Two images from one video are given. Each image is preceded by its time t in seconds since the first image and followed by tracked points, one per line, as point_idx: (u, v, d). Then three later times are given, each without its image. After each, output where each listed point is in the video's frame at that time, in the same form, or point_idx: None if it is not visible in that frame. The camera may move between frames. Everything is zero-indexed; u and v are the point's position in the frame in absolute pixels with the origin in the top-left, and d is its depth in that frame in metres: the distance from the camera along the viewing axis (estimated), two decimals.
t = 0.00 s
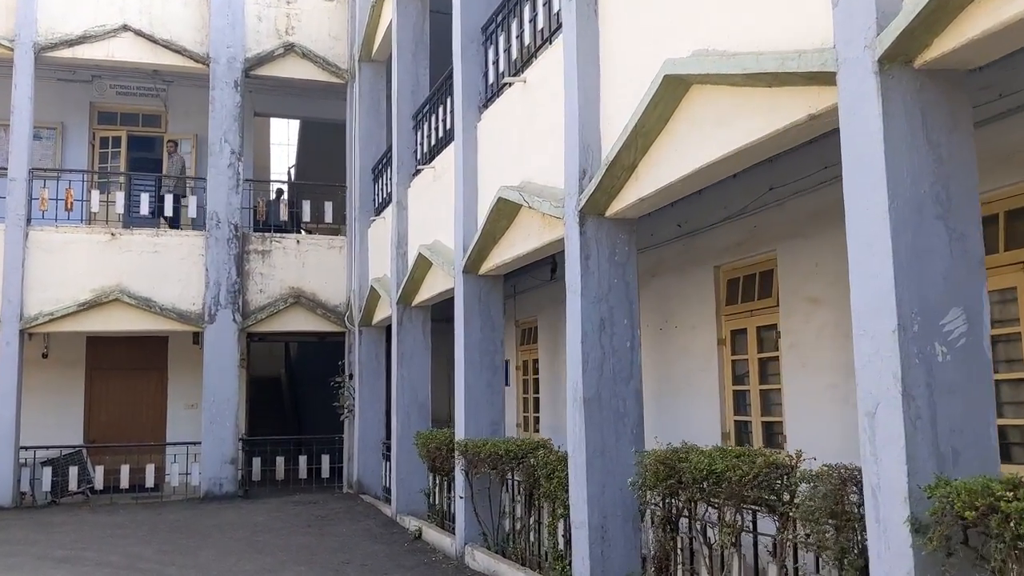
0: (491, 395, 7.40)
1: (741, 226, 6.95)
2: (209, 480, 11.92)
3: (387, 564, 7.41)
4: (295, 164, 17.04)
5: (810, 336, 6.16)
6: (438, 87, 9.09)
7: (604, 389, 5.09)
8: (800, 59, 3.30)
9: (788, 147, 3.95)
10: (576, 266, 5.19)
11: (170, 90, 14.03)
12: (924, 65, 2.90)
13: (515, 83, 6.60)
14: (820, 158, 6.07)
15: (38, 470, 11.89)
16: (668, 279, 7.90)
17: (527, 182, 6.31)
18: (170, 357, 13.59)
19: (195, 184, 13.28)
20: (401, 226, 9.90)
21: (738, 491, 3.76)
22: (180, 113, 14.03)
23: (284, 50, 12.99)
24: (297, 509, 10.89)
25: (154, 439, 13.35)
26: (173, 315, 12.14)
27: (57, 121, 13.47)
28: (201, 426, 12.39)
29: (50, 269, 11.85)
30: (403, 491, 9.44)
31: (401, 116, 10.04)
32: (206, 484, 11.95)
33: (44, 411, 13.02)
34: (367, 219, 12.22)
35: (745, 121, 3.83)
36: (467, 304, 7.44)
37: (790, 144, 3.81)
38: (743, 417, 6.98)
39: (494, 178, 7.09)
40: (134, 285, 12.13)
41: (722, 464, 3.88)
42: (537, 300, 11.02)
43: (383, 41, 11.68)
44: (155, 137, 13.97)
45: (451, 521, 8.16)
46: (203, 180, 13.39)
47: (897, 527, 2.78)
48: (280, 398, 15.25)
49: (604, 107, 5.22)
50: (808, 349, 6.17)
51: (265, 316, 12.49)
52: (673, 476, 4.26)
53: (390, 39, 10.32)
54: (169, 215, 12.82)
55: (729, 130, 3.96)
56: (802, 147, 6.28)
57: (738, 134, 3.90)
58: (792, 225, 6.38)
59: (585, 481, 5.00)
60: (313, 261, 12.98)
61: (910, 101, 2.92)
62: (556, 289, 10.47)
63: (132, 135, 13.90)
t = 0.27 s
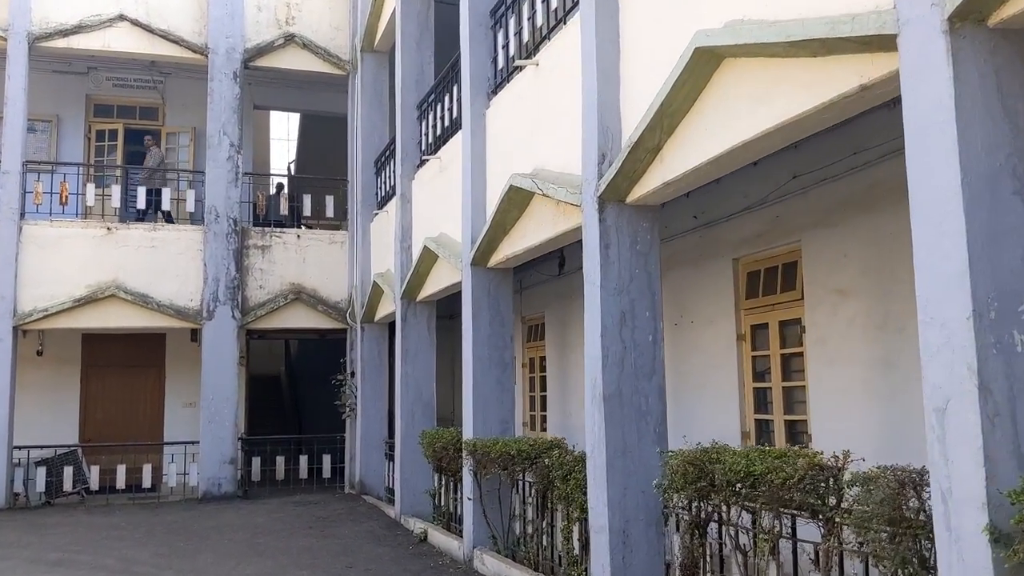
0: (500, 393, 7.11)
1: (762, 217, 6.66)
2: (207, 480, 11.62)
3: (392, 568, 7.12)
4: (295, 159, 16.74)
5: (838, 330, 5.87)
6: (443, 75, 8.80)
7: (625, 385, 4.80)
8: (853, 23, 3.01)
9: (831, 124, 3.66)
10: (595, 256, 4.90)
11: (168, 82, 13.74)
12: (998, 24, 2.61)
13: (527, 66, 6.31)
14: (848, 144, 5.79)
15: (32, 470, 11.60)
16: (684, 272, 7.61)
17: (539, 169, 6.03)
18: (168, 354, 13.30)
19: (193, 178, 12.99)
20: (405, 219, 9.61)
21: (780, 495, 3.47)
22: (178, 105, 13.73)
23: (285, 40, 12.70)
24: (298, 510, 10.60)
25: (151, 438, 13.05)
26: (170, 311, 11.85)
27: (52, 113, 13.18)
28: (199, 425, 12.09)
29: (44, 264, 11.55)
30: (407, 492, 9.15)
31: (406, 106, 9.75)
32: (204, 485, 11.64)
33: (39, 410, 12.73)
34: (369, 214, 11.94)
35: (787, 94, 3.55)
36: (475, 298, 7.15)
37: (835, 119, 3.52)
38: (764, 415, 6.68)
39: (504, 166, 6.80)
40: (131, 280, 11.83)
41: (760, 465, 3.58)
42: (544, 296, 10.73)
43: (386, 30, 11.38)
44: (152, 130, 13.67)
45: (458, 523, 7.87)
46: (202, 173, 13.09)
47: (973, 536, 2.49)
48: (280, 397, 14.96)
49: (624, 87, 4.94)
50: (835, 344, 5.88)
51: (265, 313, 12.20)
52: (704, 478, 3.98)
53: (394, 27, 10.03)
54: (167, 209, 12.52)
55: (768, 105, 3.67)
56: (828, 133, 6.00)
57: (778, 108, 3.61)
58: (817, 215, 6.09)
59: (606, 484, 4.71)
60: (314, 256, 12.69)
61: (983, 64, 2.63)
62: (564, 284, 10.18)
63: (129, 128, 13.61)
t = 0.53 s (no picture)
0: (509, 395, 6.81)
1: (784, 211, 6.36)
2: (204, 484, 11.31)
3: None
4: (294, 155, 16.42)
5: (868, 331, 5.57)
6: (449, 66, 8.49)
7: (648, 390, 4.50)
8: None
9: (881, 105, 3.38)
10: (616, 252, 4.59)
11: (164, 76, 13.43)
12: None
13: (540, 52, 6.01)
14: (879, 134, 5.49)
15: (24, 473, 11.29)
16: (699, 270, 7.31)
17: (552, 160, 5.72)
18: (165, 355, 12.99)
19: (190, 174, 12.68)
20: (408, 215, 9.30)
21: (829, 511, 3.17)
22: (175, 100, 13.42)
23: (284, 33, 12.38)
24: (298, 515, 10.29)
25: (147, 441, 12.75)
26: (167, 311, 11.54)
27: (46, 108, 12.87)
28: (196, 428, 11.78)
29: (37, 262, 11.24)
30: (411, 498, 8.85)
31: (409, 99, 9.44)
32: (201, 489, 11.33)
33: (32, 411, 12.41)
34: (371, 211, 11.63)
35: (837, 72, 3.25)
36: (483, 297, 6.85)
37: (891, 96, 3.23)
38: (787, 419, 6.38)
39: (513, 158, 6.49)
40: (126, 279, 11.53)
41: (804, 478, 3.28)
42: (551, 295, 10.42)
43: (388, 22, 11.07)
44: (148, 125, 13.36)
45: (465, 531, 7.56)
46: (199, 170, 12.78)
47: None
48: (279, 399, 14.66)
49: (648, 70, 4.64)
50: (865, 345, 5.58)
51: (264, 312, 11.89)
52: (738, 490, 3.68)
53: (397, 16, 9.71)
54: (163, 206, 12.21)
55: (816, 82, 3.36)
56: (857, 123, 5.70)
57: (827, 86, 3.32)
58: (846, 208, 5.79)
59: (628, 496, 4.41)
60: (314, 254, 12.39)
61: None
62: (572, 283, 9.88)
63: (124, 123, 13.30)
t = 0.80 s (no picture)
0: (522, 392, 6.53)
1: (811, 198, 6.07)
2: (205, 484, 11.03)
3: None
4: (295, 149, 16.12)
5: (905, 323, 5.29)
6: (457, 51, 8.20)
7: (679, 385, 4.21)
8: None
9: (947, 69, 3.12)
10: (644, 238, 4.31)
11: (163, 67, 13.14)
12: None
13: (557, 31, 5.72)
14: (916, 116, 5.21)
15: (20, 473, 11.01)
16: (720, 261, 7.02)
17: (571, 144, 5.43)
18: (164, 352, 12.70)
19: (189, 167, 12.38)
20: (415, 207, 9.01)
21: (892, 515, 2.91)
22: (174, 91, 13.13)
23: (286, 22, 12.08)
24: (301, 516, 10.01)
25: (146, 439, 12.46)
26: (166, 306, 11.25)
27: (42, 100, 12.58)
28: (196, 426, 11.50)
29: (33, 256, 10.96)
30: (417, 498, 8.57)
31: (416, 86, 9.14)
32: (202, 489, 11.05)
33: (28, 409, 12.13)
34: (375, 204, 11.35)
35: (903, 33, 2.99)
36: (496, 289, 6.56)
37: (962, 58, 2.97)
38: (815, 416, 6.10)
39: (527, 143, 6.20)
40: (124, 274, 11.24)
41: (863, 479, 3.01)
42: (561, 289, 10.14)
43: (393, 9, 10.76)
44: (147, 117, 13.07)
45: (475, 533, 7.28)
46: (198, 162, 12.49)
47: None
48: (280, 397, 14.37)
49: (678, 44, 4.35)
50: (902, 338, 5.31)
51: (266, 308, 11.61)
52: (785, 491, 3.41)
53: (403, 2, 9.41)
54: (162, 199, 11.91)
55: (876, 46, 3.09)
56: (892, 105, 5.41)
57: (891, 49, 3.05)
58: (880, 195, 5.50)
59: (658, 497, 4.12)
60: (317, 249, 12.11)
61: None
62: (582, 277, 9.60)
63: (123, 115, 13.01)
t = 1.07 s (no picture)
0: (537, 395, 6.23)
1: (842, 191, 5.77)
2: (205, 488, 10.73)
3: None
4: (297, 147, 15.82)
5: (946, 322, 4.99)
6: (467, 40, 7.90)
7: (715, 388, 3.90)
8: None
9: None
10: (677, 230, 4.01)
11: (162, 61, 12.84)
12: None
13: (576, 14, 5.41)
14: (959, 103, 4.91)
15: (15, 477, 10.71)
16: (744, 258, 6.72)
17: (590, 133, 5.13)
18: (163, 353, 12.40)
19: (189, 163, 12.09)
20: (422, 202, 8.71)
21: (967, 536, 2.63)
22: (173, 86, 12.83)
23: (288, 14, 11.79)
24: (303, 521, 9.71)
25: (145, 442, 12.17)
26: (166, 306, 10.95)
27: (38, 94, 12.30)
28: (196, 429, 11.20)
29: (28, 254, 10.67)
30: (425, 504, 8.28)
31: (424, 79, 8.84)
32: (202, 493, 10.75)
33: (24, 411, 11.84)
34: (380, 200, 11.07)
35: None
36: (510, 287, 6.26)
37: None
38: (846, 420, 5.81)
39: (542, 134, 5.90)
40: (123, 273, 10.95)
41: (938, 493, 2.73)
42: (571, 288, 9.85)
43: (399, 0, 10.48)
44: (146, 112, 12.78)
45: (487, 542, 6.98)
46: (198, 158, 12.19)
47: None
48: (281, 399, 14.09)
49: (712, 23, 4.06)
50: (943, 338, 5.01)
51: (267, 308, 11.30)
52: (841, 506, 3.16)
53: None
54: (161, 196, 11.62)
55: (949, 16, 2.81)
56: (932, 91, 5.12)
57: (966, 16, 2.76)
58: (919, 187, 5.20)
59: (693, 511, 3.82)
60: (320, 247, 11.81)
61: None
62: (594, 275, 9.31)
63: (121, 110, 12.72)
